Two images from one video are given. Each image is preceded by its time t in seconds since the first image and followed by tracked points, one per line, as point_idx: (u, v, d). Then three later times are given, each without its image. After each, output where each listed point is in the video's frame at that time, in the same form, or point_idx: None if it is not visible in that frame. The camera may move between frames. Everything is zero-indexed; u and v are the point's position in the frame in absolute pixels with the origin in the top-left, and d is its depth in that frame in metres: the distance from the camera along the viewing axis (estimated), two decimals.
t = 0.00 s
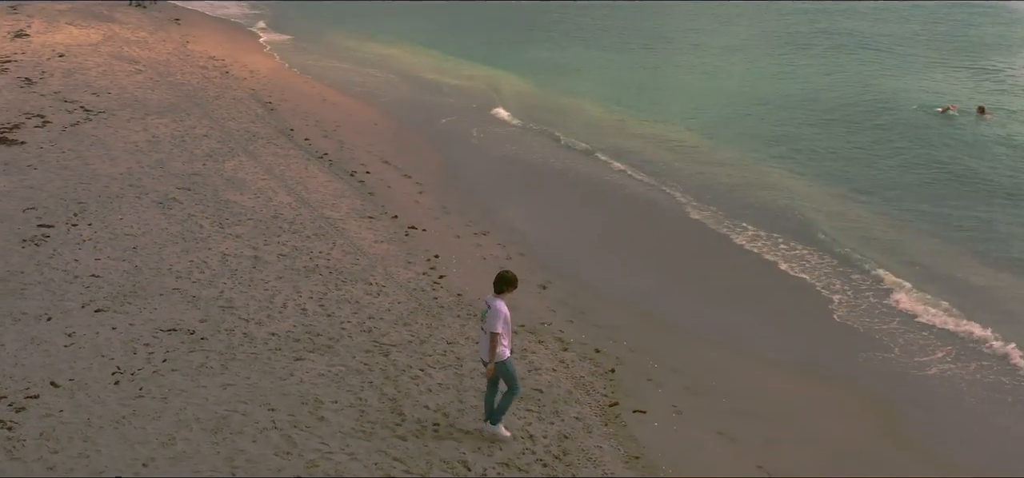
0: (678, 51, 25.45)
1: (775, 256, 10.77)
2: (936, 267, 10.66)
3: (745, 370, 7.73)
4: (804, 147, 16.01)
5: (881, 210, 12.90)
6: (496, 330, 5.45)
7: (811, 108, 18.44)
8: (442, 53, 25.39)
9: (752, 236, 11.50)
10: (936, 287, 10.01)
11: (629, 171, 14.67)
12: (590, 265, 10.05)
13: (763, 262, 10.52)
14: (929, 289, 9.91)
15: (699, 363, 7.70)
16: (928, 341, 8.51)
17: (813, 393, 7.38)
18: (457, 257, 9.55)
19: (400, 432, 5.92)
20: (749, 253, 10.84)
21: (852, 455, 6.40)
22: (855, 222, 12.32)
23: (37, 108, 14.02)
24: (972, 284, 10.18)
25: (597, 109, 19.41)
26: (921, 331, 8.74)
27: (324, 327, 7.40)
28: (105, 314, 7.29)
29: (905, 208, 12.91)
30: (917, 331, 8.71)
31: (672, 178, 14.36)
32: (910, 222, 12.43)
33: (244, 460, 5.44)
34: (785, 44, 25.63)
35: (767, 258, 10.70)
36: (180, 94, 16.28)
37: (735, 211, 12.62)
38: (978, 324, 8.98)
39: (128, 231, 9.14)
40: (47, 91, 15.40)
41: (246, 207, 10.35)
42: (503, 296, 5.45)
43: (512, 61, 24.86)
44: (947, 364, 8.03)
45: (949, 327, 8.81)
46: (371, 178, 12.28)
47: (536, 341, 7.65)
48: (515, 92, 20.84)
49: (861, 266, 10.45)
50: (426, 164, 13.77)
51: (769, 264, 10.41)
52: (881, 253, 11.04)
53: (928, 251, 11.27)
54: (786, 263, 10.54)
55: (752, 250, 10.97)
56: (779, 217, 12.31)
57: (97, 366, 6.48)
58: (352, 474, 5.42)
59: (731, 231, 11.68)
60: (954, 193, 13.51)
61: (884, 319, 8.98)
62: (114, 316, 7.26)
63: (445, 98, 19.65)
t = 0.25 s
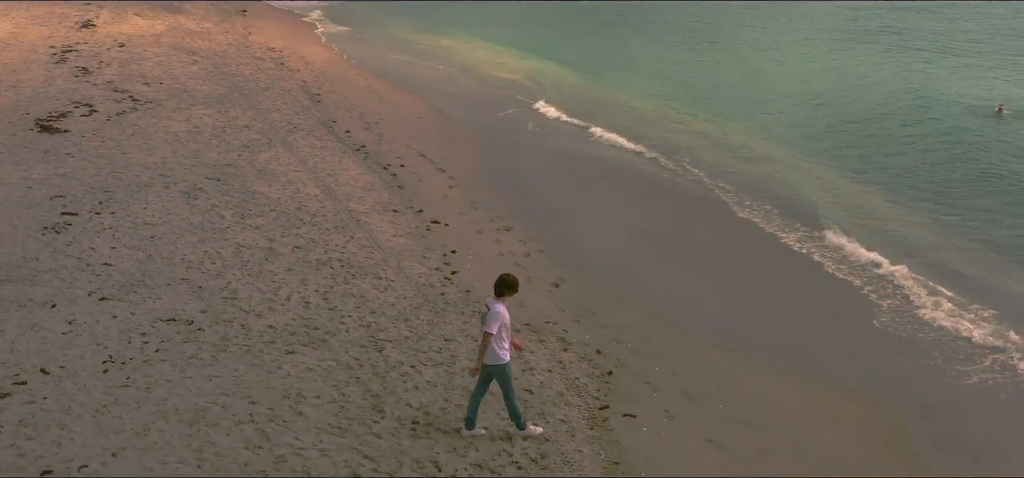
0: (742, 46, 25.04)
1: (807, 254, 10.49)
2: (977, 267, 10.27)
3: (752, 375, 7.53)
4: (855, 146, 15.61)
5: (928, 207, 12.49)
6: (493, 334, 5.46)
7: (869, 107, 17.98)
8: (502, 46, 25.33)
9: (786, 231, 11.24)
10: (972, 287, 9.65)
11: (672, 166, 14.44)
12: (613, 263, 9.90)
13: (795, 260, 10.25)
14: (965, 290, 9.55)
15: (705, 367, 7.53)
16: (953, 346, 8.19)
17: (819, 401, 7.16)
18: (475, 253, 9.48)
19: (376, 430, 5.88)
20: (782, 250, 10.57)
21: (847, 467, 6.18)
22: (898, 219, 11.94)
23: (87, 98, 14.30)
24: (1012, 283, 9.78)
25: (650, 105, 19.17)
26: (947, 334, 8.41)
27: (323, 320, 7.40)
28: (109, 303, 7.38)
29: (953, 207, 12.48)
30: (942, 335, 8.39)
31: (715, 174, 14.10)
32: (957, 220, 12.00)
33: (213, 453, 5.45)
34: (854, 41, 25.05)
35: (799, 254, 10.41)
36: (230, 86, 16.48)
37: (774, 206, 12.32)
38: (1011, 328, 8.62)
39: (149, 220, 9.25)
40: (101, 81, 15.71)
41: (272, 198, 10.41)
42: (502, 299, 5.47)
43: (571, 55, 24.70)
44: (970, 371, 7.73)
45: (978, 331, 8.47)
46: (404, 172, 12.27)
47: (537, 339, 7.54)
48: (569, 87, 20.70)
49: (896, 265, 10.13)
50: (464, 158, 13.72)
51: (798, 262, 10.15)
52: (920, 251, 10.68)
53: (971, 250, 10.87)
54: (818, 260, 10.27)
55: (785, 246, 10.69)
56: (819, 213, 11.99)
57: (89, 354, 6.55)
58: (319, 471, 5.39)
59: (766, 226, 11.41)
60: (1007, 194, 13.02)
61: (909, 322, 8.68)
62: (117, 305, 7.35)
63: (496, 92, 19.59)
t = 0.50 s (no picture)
0: (797, 42, 24.60)
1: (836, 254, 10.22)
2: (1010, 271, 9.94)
3: (756, 379, 7.35)
4: (900, 149, 15.26)
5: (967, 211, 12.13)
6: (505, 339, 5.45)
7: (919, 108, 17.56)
8: (554, 41, 25.21)
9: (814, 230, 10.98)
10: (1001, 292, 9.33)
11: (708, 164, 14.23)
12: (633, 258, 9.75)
13: (821, 260, 10.00)
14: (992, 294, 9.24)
15: (707, 370, 7.37)
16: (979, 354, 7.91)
17: (822, 406, 6.96)
18: (489, 250, 9.42)
19: (354, 427, 5.86)
20: (809, 249, 10.32)
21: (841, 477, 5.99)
22: (934, 222, 11.61)
23: (128, 90, 14.52)
24: None
25: (696, 102, 18.92)
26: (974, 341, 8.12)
27: (321, 315, 7.40)
28: (112, 294, 7.47)
29: (994, 210, 12.10)
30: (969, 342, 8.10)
31: (752, 172, 13.86)
32: (996, 222, 11.64)
33: (186, 445, 5.47)
34: (913, 39, 24.48)
35: (826, 254, 10.16)
36: (273, 79, 16.62)
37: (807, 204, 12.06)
38: None
39: (167, 212, 9.35)
40: (145, 73, 15.95)
41: (293, 192, 10.46)
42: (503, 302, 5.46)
43: (622, 50, 24.49)
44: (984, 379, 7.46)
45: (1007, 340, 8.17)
46: (432, 167, 12.26)
47: (536, 339, 7.46)
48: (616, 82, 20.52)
49: (926, 269, 9.84)
50: (497, 153, 13.66)
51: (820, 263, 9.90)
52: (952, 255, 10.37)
53: (1006, 254, 10.52)
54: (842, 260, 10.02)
55: (813, 245, 10.44)
56: (852, 215, 11.71)
57: (84, 343, 6.63)
58: (289, 467, 5.38)
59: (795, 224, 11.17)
60: None
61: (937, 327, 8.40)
62: (120, 296, 7.43)
63: (541, 87, 19.50)
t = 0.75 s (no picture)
0: (865, 37, 24.01)
1: (868, 254, 9.92)
2: None
3: (759, 386, 7.17)
4: (953, 157, 14.85)
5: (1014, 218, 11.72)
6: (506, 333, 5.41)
7: (980, 114, 17.07)
8: (615, 34, 24.99)
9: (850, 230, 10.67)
10: None
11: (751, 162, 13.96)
12: (655, 257, 9.59)
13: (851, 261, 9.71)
14: None
15: (708, 375, 7.21)
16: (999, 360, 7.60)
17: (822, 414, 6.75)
18: (505, 245, 9.35)
19: (327, 421, 5.85)
20: (841, 249, 10.03)
21: None
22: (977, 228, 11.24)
23: (176, 79, 14.77)
24: None
25: (750, 98, 18.60)
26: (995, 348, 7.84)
27: (320, 307, 7.42)
28: (118, 281, 7.58)
29: None
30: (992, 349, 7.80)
31: (795, 172, 13.57)
32: None
33: (156, 434, 5.52)
34: (986, 37, 23.75)
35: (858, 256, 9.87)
36: (322, 70, 16.76)
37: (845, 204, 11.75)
38: None
39: (189, 201, 9.47)
40: (197, 63, 16.19)
41: (318, 183, 10.53)
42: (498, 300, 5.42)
43: (683, 43, 24.17)
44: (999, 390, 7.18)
45: None
46: (465, 161, 12.23)
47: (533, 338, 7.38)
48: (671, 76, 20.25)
49: (961, 274, 9.49)
50: (535, 147, 13.57)
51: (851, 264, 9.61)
52: (989, 261, 10.01)
53: None
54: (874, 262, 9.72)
55: (846, 246, 10.15)
56: (890, 218, 11.39)
57: (79, 329, 6.74)
58: (254, 459, 5.39)
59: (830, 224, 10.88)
60: None
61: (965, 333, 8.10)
62: (125, 283, 7.54)
63: (594, 81, 19.33)
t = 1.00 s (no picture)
0: (925, 32, 23.42)
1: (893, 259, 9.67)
2: None
3: (757, 388, 7.02)
4: (1002, 156, 14.40)
5: None
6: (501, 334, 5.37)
7: None
8: (669, 26, 24.71)
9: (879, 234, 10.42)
10: None
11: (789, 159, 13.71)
12: (673, 256, 9.46)
13: (875, 266, 9.47)
14: None
15: (706, 377, 7.08)
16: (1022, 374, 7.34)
17: (819, 419, 6.59)
18: (519, 240, 9.30)
19: (305, 413, 5.86)
20: (867, 254, 9.80)
21: None
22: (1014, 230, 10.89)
23: (217, 69, 14.96)
24: None
25: (799, 94, 18.26)
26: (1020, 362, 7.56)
27: (318, 299, 7.44)
28: (124, 268, 7.68)
29: None
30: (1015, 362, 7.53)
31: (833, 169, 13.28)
32: None
33: (131, 421, 5.57)
34: None
35: (884, 261, 9.62)
36: (364, 62, 16.84)
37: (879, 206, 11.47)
38: None
39: (208, 190, 9.57)
40: (241, 53, 16.37)
41: (340, 175, 10.57)
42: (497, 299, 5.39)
43: (738, 36, 23.82)
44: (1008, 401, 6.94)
45: None
46: (493, 154, 12.19)
47: (530, 335, 7.33)
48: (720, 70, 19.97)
49: (989, 281, 9.19)
50: (568, 140, 13.48)
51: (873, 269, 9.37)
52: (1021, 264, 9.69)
53: None
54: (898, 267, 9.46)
55: (873, 251, 9.91)
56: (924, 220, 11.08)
57: (77, 315, 6.84)
58: (225, 449, 5.42)
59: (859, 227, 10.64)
60: None
61: (988, 344, 7.84)
62: (130, 271, 7.64)
63: (640, 74, 19.15)
